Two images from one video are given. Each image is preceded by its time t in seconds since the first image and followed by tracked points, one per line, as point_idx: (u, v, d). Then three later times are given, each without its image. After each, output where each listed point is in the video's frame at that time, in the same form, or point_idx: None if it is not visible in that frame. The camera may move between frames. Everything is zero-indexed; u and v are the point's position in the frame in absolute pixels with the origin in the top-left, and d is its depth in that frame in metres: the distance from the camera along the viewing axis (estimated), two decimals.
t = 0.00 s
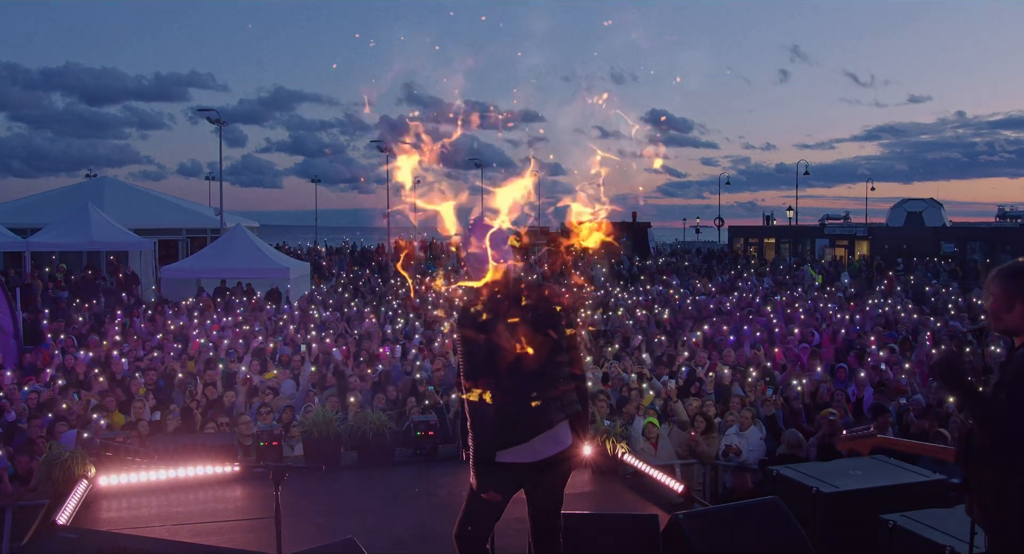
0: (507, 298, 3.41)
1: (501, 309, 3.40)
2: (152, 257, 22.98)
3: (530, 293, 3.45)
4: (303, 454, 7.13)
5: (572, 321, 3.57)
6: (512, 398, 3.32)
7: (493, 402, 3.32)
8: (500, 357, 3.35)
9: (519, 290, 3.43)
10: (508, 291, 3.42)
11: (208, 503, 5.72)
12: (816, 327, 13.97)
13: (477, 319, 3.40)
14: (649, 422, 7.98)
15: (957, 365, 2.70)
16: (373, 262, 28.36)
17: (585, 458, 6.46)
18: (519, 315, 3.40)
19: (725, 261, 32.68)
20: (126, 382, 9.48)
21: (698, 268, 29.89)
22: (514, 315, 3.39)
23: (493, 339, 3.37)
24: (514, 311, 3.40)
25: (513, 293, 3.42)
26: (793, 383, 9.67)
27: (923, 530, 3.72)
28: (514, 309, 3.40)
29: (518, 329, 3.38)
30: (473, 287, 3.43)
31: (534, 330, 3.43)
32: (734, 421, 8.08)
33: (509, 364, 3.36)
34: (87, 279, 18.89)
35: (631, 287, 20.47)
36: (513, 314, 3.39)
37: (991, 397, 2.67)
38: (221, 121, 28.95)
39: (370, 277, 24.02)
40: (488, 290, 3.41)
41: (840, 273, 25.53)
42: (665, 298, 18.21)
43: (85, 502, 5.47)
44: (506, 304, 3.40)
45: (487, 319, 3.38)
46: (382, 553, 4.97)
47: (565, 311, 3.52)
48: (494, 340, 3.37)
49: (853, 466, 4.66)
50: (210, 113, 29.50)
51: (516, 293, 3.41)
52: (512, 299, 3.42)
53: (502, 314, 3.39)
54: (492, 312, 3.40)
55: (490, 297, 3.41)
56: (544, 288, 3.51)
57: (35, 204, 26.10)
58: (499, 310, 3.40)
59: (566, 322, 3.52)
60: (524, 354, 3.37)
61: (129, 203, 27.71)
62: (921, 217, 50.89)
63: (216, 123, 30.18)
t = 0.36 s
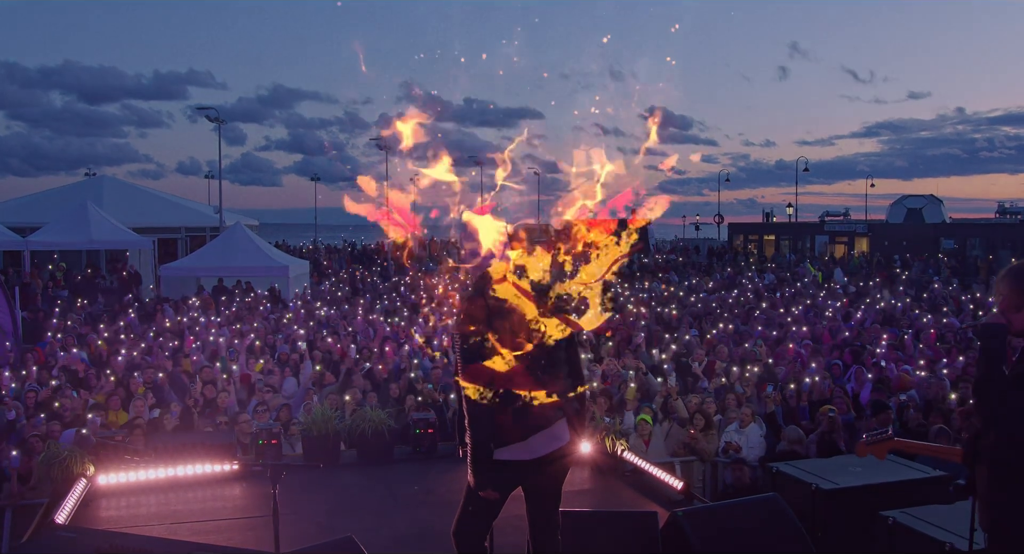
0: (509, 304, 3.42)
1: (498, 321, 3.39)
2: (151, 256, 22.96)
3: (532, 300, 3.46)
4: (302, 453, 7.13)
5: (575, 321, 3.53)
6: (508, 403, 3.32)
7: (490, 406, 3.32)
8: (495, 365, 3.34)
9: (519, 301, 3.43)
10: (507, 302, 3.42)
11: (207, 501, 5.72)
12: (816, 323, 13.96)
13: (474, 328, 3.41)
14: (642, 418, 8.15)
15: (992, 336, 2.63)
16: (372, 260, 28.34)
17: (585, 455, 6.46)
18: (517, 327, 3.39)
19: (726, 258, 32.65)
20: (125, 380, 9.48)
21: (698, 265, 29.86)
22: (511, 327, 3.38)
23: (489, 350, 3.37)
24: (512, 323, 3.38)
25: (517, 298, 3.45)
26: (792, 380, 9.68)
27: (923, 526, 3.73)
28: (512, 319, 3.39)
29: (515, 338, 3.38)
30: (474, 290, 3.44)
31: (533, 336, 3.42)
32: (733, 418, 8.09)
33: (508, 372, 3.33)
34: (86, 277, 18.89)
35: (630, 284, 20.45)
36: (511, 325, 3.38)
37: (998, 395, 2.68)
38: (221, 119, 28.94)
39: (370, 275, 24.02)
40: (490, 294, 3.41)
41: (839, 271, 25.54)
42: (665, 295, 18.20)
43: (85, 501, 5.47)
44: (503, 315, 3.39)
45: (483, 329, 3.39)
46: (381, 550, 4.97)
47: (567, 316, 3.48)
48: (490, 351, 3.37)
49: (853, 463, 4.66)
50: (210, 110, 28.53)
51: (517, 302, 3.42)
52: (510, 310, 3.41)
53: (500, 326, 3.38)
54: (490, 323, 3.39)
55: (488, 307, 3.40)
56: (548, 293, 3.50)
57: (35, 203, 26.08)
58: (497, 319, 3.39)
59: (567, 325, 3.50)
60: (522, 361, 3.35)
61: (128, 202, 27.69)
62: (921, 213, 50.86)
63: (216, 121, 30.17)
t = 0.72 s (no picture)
0: (504, 304, 3.44)
1: (493, 320, 3.44)
2: (149, 254, 22.92)
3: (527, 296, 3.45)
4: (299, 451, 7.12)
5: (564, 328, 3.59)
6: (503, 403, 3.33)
7: (483, 408, 3.33)
8: (490, 369, 3.37)
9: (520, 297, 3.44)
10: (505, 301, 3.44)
11: (204, 499, 5.72)
12: (813, 320, 13.98)
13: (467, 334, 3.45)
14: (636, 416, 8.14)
15: (985, 336, 2.67)
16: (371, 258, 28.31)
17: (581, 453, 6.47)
18: (513, 330, 3.44)
19: (724, 255, 32.65)
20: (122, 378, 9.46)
21: (696, 262, 29.85)
22: (507, 331, 3.43)
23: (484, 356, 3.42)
24: (509, 327, 3.43)
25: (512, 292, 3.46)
26: (789, 376, 9.69)
27: (921, 522, 3.73)
28: (509, 321, 3.43)
29: (510, 344, 3.42)
30: (463, 282, 3.47)
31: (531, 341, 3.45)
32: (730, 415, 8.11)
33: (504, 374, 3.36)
34: (84, 275, 18.84)
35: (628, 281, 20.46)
36: (506, 329, 3.42)
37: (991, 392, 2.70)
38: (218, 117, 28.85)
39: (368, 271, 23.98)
40: (480, 291, 3.44)
41: (838, 267, 25.53)
42: (663, 292, 18.20)
43: (81, 500, 5.46)
44: (498, 316, 3.44)
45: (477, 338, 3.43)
46: (376, 548, 4.97)
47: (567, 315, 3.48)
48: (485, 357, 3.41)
49: (850, 459, 4.67)
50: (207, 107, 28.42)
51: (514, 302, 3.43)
52: (506, 310, 3.44)
53: (496, 330, 3.42)
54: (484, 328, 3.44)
55: (481, 308, 3.44)
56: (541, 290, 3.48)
57: (31, 202, 26.01)
58: (490, 322, 3.44)
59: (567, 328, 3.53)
60: (520, 365, 3.37)
61: (126, 200, 27.63)
62: (919, 209, 50.86)
63: (213, 118, 30.09)
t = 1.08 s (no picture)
0: (505, 306, 3.41)
1: (493, 319, 3.38)
2: (147, 253, 22.89)
3: (530, 298, 3.45)
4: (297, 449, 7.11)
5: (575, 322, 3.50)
6: (502, 402, 3.31)
7: (481, 406, 3.30)
8: (490, 368, 3.33)
9: (521, 296, 3.42)
10: (505, 301, 3.41)
11: (202, 498, 5.72)
12: (812, 317, 13.98)
13: (466, 332, 3.36)
14: (641, 412, 8.04)
15: (977, 329, 2.64)
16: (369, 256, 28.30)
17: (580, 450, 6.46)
18: (514, 329, 3.40)
19: (723, 252, 32.64)
20: (120, 377, 9.46)
21: (695, 259, 29.84)
22: (509, 330, 3.38)
23: (483, 355, 3.35)
24: (510, 326, 3.38)
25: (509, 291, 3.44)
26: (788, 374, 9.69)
27: (918, 518, 3.73)
28: (510, 320, 3.39)
29: (511, 343, 3.36)
30: (463, 282, 3.41)
31: (531, 341, 3.43)
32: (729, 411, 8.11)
33: (504, 373, 3.34)
34: (82, 274, 18.82)
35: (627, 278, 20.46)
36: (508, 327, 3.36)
37: (977, 390, 2.66)
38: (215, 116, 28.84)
39: (366, 269, 23.95)
40: (480, 291, 3.40)
41: (837, 264, 25.54)
42: (662, 290, 18.20)
43: (78, 499, 5.46)
44: (498, 315, 3.39)
45: (478, 336, 3.35)
46: (374, 545, 4.97)
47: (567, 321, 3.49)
48: (485, 356, 3.35)
49: (849, 456, 4.66)
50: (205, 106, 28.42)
51: (515, 300, 3.39)
52: (506, 309, 3.41)
53: (497, 329, 3.35)
54: (484, 327, 3.37)
55: (481, 307, 3.39)
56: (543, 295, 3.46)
57: (30, 201, 25.97)
58: (490, 321, 3.38)
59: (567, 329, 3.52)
60: (521, 364, 3.36)
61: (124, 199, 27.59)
62: (918, 206, 50.86)
63: (211, 117, 30.07)
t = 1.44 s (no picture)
0: (505, 304, 3.40)
1: (493, 317, 3.38)
2: (147, 252, 22.88)
3: (531, 297, 3.43)
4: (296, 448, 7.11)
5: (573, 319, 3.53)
6: (500, 403, 3.31)
7: (479, 407, 3.30)
8: (490, 370, 3.33)
9: (521, 295, 3.40)
10: (506, 300, 3.39)
11: (202, 497, 5.72)
12: (813, 315, 13.96)
13: (466, 333, 3.37)
14: (645, 410, 8.02)
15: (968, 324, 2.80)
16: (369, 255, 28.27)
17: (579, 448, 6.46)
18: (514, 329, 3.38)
19: (724, 250, 32.61)
20: (121, 376, 9.46)
21: (696, 257, 29.83)
22: (509, 330, 3.37)
23: (483, 356, 3.35)
24: (510, 325, 3.37)
25: (510, 289, 3.41)
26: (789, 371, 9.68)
27: (918, 516, 3.72)
28: (510, 319, 3.38)
29: (512, 344, 3.35)
30: (462, 280, 3.42)
31: (531, 341, 3.42)
32: (730, 409, 8.10)
33: (503, 374, 3.33)
34: (83, 273, 18.82)
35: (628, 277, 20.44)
36: (508, 327, 3.34)
37: (967, 377, 2.75)
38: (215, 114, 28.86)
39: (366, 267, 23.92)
40: (480, 290, 3.39)
41: (837, 261, 25.52)
42: (662, 288, 18.20)
43: (77, 498, 5.46)
44: (498, 314, 3.38)
45: (478, 337, 3.35)
46: (374, 544, 4.96)
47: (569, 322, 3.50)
48: (485, 357, 3.35)
49: (850, 454, 4.65)
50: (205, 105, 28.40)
51: (515, 300, 3.36)
52: (506, 309, 3.40)
53: (497, 329, 3.35)
54: (484, 327, 3.37)
55: (481, 306, 3.39)
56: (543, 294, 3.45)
57: (30, 200, 25.95)
58: (491, 321, 3.38)
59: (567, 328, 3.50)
60: (521, 366, 3.34)
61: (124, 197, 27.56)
62: (919, 204, 50.83)
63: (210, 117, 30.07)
